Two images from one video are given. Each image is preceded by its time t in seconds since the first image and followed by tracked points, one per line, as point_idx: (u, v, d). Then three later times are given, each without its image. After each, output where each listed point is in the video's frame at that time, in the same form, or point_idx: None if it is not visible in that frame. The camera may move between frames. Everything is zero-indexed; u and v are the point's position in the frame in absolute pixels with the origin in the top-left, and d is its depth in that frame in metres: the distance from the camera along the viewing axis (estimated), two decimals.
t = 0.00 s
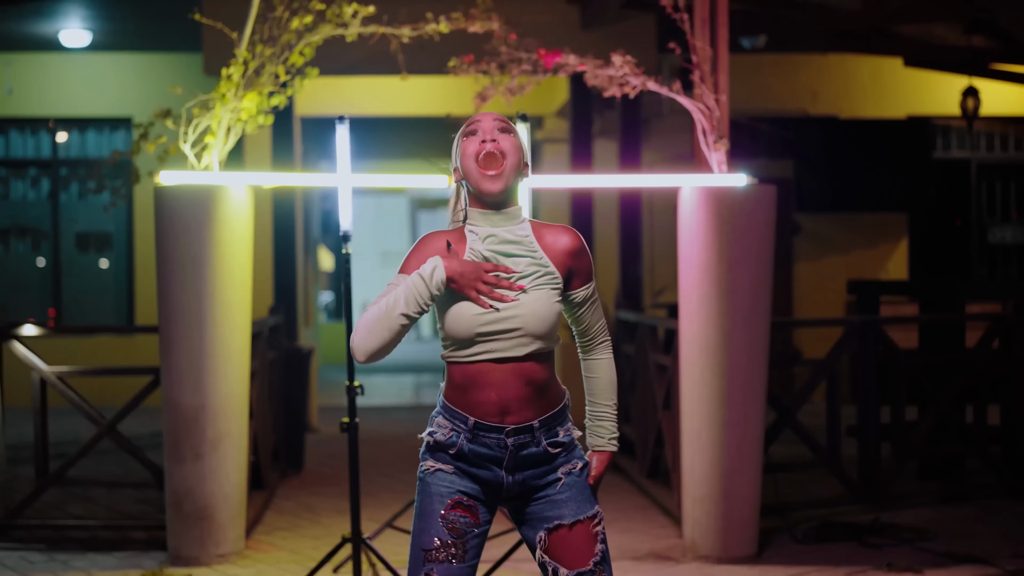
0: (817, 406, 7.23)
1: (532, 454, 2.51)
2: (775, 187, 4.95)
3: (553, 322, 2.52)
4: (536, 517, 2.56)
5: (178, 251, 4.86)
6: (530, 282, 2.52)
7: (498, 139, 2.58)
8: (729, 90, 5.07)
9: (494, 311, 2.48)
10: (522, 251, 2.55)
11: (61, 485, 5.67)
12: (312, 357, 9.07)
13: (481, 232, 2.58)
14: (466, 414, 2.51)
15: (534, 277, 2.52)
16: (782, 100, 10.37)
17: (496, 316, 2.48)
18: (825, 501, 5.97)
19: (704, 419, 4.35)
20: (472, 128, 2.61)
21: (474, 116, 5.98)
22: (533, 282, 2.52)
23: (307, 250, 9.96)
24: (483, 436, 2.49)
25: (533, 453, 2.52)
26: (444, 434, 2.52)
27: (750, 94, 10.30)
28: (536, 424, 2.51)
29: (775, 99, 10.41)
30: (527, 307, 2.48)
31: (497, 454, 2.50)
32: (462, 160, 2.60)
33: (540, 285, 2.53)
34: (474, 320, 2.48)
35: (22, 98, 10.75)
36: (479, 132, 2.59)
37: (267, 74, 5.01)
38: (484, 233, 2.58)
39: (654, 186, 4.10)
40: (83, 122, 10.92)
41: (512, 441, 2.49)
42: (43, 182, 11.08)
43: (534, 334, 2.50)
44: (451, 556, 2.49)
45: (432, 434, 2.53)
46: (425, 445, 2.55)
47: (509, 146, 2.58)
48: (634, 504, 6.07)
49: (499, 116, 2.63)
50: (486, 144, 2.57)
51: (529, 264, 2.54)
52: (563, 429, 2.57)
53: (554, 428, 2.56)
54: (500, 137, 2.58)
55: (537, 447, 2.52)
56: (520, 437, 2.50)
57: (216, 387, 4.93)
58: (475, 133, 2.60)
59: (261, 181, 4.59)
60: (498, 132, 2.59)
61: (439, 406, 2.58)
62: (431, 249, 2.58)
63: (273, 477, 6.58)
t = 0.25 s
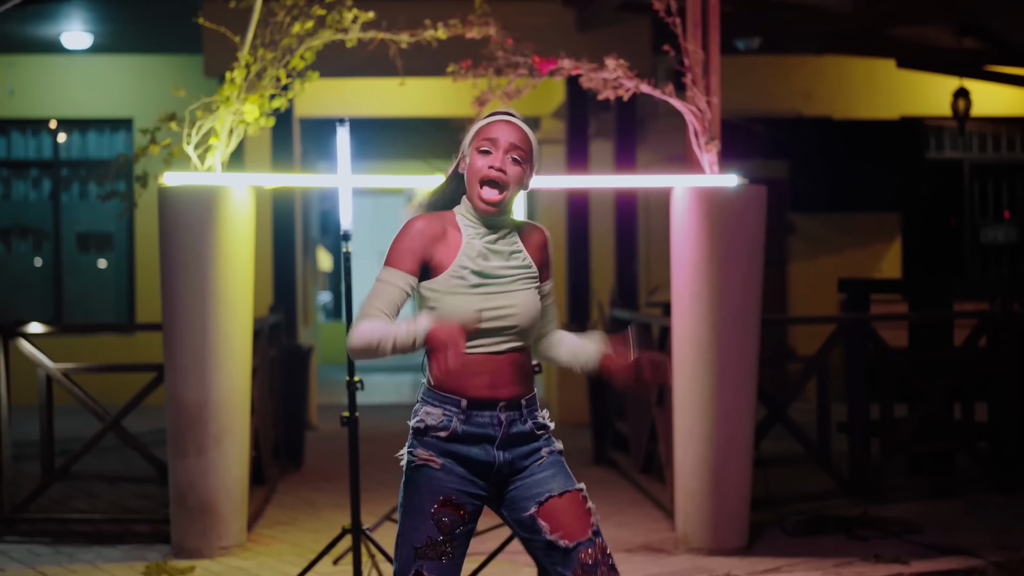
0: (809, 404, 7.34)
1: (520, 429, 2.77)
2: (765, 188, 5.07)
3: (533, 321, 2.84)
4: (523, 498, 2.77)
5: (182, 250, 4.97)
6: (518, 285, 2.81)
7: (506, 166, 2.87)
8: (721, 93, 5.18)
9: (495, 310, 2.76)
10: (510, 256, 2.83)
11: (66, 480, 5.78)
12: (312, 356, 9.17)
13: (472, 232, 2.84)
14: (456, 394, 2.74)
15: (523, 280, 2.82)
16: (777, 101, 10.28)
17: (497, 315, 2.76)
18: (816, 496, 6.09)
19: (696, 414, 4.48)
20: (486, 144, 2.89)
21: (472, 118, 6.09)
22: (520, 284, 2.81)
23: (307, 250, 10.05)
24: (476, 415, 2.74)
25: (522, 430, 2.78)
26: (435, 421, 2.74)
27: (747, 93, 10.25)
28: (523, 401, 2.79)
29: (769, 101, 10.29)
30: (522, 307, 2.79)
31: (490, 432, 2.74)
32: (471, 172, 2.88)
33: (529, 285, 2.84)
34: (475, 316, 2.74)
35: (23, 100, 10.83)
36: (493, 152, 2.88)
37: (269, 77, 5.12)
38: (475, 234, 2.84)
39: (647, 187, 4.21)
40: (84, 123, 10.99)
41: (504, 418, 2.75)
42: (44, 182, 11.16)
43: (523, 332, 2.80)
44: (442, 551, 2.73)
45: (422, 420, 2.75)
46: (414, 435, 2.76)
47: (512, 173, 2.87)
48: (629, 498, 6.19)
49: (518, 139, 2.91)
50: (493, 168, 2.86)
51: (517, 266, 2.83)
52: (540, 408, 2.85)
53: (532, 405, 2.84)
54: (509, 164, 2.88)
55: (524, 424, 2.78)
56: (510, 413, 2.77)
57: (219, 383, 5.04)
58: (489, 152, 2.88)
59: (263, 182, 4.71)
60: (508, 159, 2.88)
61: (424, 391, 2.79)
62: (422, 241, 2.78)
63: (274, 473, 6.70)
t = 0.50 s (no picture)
0: (801, 400, 7.45)
1: (534, 431, 2.89)
2: (754, 188, 5.17)
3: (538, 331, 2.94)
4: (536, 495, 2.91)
5: (183, 248, 5.07)
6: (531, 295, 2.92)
7: (515, 203, 2.90)
8: (712, 95, 5.28)
9: (511, 314, 2.84)
10: (521, 270, 2.93)
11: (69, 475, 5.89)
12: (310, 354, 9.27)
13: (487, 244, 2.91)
14: (472, 412, 2.82)
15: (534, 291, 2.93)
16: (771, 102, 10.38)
17: (512, 320, 2.85)
18: (806, 490, 6.19)
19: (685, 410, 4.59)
20: (496, 179, 2.92)
21: (468, 118, 6.19)
22: (531, 294, 2.92)
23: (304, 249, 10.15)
24: (494, 429, 2.83)
25: (536, 432, 2.90)
26: (454, 445, 2.82)
27: (743, 93, 10.35)
28: (533, 408, 2.89)
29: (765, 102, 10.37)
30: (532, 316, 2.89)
31: (509, 443, 2.85)
32: (483, 204, 2.92)
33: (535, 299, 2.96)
34: (491, 314, 2.82)
35: (24, 100, 10.93)
36: (503, 188, 2.91)
37: (268, 79, 5.22)
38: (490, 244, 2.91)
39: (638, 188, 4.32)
40: (83, 123, 11.08)
41: (521, 425, 2.86)
42: (44, 183, 11.26)
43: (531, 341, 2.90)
44: (472, 560, 2.83)
45: (438, 444, 2.84)
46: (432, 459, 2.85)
47: (521, 210, 2.90)
48: (622, 493, 6.29)
49: (526, 172, 2.92)
50: (504, 206, 2.89)
51: (527, 280, 2.93)
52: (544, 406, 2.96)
53: (536, 411, 2.93)
54: (518, 201, 2.90)
55: (537, 426, 2.90)
56: (523, 419, 2.87)
57: (219, 379, 5.14)
58: (499, 187, 2.91)
59: (263, 182, 4.81)
60: (517, 195, 2.91)
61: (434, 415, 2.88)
62: (439, 243, 2.87)
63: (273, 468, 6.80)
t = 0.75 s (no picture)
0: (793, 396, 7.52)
1: (531, 420, 2.83)
2: (746, 185, 5.25)
3: (553, 345, 2.93)
4: (542, 496, 2.81)
5: (183, 245, 5.15)
6: (544, 311, 2.91)
7: (530, 212, 2.88)
8: (704, 94, 5.36)
9: (512, 324, 2.85)
10: (541, 285, 2.92)
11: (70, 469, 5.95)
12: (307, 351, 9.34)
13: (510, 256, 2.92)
14: (464, 397, 2.85)
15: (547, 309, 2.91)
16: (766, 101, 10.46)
17: (512, 329, 2.85)
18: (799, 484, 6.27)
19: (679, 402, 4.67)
20: (506, 194, 2.89)
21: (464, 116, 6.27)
22: (546, 311, 2.91)
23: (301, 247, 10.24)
24: (486, 411, 2.82)
25: (534, 422, 2.83)
26: (452, 427, 2.84)
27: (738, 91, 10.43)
28: (533, 400, 2.85)
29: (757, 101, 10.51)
30: (539, 329, 2.88)
31: (502, 426, 2.81)
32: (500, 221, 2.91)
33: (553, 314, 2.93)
34: (490, 322, 2.85)
35: (23, 99, 10.99)
36: (515, 202, 2.88)
37: (267, 79, 5.30)
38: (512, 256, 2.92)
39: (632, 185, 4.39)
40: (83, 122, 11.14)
41: (513, 410, 2.82)
42: (44, 182, 11.30)
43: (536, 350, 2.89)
44: (463, 540, 2.74)
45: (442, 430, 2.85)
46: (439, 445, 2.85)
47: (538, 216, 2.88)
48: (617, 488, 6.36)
49: (531, 180, 2.89)
50: (521, 220, 2.87)
51: (546, 296, 2.92)
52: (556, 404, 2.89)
53: (548, 404, 2.89)
54: (532, 208, 2.88)
55: (536, 416, 2.84)
56: (519, 406, 2.83)
57: (218, 375, 5.22)
58: (512, 202, 2.89)
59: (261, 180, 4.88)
60: (528, 203, 2.88)
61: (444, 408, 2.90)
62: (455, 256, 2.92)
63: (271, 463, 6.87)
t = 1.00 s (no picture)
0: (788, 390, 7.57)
1: (523, 416, 2.80)
2: (739, 178, 5.30)
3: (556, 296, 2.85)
4: (524, 481, 2.84)
5: (182, 237, 5.20)
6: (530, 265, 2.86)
7: (527, 195, 2.89)
8: (698, 88, 5.41)
9: (500, 291, 2.89)
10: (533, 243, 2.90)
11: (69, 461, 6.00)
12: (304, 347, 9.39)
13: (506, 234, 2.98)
14: (480, 365, 2.89)
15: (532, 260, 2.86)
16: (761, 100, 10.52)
17: (501, 296, 2.88)
18: (792, 476, 6.32)
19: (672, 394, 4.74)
20: (503, 181, 2.91)
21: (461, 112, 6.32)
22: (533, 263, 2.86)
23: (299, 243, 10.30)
24: (488, 388, 2.84)
25: (526, 418, 2.81)
26: (458, 384, 2.91)
27: (733, 90, 10.49)
28: (534, 393, 2.81)
29: (753, 99, 10.55)
30: (529, 285, 2.85)
31: (495, 409, 2.82)
32: (499, 205, 2.93)
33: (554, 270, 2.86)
34: (486, 297, 2.92)
35: (22, 96, 11.02)
36: (512, 186, 2.90)
37: (265, 73, 5.35)
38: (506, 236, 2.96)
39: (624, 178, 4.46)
40: (82, 120, 11.18)
41: (508, 400, 2.80)
42: (43, 179, 11.35)
43: (533, 310, 2.85)
44: (444, 492, 2.79)
45: (449, 382, 2.93)
46: (443, 397, 2.93)
47: (538, 196, 2.90)
48: (612, 480, 6.41)
49: (528, 165, 2.90)
50: (521, 202, 2.89)
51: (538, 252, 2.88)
52: (561, 412, 2.85)
53: (555, 405, 2.85)
54: (528, 192, 2.89)
55: (531, 414, 2.81)
56: (516, 400, 2.81)
57: (218, 365, 5.27)
58: (509, 186, 2.90)
59: (260, 173, 4.93)
60: (526, 187, 2.90)
61: (467, 363, 2.96)
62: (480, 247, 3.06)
63: (269, 457, 6.92)
